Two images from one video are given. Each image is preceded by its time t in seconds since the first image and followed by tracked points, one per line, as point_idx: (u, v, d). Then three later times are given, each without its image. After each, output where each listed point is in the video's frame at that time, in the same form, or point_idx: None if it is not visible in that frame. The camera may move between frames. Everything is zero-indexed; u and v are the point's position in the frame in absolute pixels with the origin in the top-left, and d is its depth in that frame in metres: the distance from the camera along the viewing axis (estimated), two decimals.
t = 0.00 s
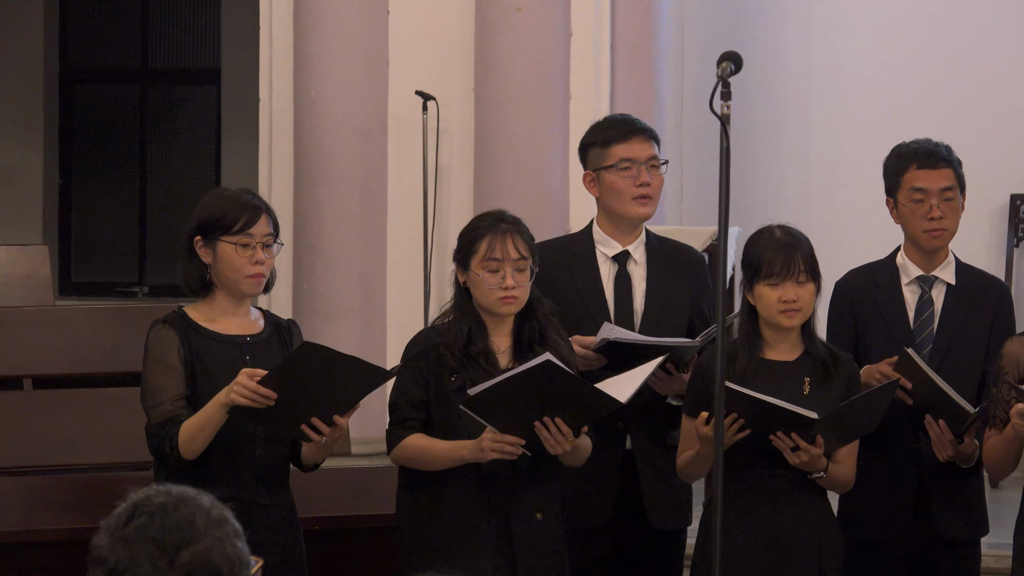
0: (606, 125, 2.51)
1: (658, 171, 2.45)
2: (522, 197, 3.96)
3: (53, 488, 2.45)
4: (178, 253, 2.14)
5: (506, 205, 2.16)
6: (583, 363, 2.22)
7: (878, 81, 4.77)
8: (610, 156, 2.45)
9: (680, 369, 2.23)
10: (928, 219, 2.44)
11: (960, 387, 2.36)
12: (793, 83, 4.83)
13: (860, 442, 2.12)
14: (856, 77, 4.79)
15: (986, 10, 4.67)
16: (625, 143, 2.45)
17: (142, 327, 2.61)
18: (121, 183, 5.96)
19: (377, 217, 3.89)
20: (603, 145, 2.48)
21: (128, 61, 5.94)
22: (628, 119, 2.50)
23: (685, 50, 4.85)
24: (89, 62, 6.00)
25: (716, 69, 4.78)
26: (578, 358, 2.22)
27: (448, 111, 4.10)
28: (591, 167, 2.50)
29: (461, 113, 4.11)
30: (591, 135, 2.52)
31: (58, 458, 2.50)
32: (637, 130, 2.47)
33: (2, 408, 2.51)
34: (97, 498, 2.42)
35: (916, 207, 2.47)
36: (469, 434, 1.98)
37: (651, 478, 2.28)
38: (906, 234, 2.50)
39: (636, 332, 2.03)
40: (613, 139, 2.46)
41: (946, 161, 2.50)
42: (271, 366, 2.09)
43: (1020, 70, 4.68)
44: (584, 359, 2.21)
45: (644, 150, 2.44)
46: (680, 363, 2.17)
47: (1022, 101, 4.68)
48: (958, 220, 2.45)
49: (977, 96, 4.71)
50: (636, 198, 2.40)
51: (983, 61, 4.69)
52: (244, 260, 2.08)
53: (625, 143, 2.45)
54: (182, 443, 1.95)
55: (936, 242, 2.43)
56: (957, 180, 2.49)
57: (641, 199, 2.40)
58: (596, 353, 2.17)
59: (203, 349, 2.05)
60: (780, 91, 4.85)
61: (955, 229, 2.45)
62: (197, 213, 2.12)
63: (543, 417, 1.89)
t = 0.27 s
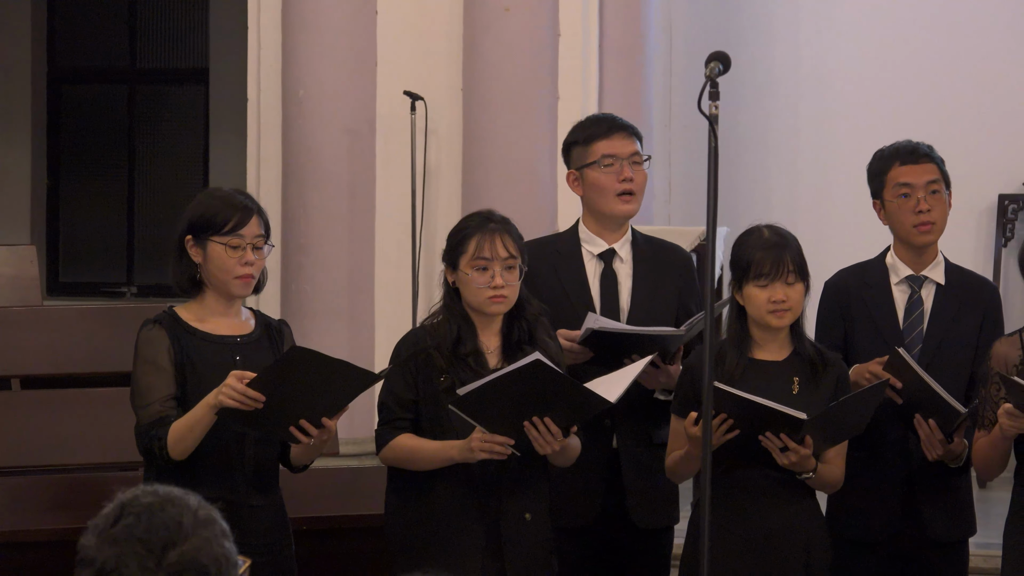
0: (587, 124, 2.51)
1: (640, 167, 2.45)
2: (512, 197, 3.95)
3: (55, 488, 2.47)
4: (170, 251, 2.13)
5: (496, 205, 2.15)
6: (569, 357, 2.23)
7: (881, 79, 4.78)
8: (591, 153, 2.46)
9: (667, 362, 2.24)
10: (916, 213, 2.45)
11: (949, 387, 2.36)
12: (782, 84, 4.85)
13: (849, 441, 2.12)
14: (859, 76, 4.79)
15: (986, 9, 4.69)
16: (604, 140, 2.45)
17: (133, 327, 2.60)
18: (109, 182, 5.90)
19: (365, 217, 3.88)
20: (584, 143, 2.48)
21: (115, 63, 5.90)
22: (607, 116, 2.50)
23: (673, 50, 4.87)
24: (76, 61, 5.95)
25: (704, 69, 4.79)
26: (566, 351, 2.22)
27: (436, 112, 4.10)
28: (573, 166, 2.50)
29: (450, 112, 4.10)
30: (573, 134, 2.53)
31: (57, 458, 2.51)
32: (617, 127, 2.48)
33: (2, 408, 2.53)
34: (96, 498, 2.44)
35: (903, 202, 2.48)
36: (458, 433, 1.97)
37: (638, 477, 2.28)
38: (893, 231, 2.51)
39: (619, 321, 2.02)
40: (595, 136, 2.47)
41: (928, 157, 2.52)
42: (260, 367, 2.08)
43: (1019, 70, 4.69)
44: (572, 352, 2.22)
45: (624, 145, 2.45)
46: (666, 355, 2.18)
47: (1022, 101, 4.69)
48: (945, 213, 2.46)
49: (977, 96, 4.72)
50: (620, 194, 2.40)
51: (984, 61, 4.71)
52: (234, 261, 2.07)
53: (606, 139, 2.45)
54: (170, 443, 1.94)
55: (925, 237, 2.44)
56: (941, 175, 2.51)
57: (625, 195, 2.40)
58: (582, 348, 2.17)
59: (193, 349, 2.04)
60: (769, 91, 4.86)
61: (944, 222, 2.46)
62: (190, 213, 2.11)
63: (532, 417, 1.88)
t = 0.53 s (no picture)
0: (575, 123, 2.51)
1: (627, 165, 2.45)
2: (499, 198, 3.95)
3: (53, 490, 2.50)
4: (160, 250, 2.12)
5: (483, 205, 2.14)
6: (556, 349, 2.23)
7: (876, 78, 4.79)
8: (577, 151, 2.46)
9: (652, 355, 2.23)
10: (903, 212, 2.46)
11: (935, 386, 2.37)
12: (768, 83, 4.86)
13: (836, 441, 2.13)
14: (855, 75, 4.80)
15: (987, 9, 4.70)
16: (590, 138, 2.45)
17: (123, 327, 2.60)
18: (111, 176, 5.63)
19: (352, 218, 3.87)
20: (571, 141, 2.48)
21: (102, 59, 5.36)
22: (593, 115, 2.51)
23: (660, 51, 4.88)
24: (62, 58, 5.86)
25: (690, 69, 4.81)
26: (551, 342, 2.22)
27: (423, 112, 4.09)
28: (559, 164, 2.51)
29: (436, 112, 4.10)
30: (560, 133, 2.53)
31: (58, 458, 2.53)
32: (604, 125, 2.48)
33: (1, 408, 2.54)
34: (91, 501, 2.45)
35: (890, 200, 2.48)
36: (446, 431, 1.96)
37: (625, 477, 2.28)
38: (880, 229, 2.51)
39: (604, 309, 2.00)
40: (581, 134, 2.47)
41: (916, 156, 2.53)
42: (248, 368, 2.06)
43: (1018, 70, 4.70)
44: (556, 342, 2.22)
45: (610, 144, 2.45)
46: (651, 350, 2.17)
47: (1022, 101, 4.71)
48: (932, 212, 2.47)
49: (977, 96, 4.74)
50: (606, 192, 2.41)
51: (984, 61, 4.72)
52: (223, 261, 2.06)
53: (592, 138, 2.46)
54: (159, 443, 1.93)
55: (911, 235, 2.45)
56: (928, 173, 2.51)
57: (611, 193, 2.41)
58: (568, 341, 2.16)
59: (182, 351, 2.03)
60: (755, 91, 4.88)
61: (930, 221, 2.47)
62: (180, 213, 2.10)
63: (520, 417, 1.87)
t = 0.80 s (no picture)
0: (562, 122, 2.51)
1: (614, 166, 2.46)
2: (485, 197, 3.95)
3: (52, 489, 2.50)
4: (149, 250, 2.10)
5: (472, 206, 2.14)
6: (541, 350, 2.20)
7: (874, 78, 4.80)
8: (565, 151, 2.46)
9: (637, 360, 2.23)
10: (889, 214, 2.47)
11: (921, 387, 2.37)
12: (755, 84, 4.87)
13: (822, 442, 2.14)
14: (853, 76, 4.81)
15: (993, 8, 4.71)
16: (578, 138, 2.45)
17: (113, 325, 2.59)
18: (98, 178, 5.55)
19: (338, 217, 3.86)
20: (559, 141, 2.48)
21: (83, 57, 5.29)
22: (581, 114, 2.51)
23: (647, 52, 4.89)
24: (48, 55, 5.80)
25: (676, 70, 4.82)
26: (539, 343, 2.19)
27: (410, 111, 4.09)
28: (547, 163, 2.50)
29: (422, 111, 4.09)
30: (548, 133, 2.52)
31: (57, 459, 2.53)
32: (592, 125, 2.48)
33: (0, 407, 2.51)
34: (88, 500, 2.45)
35: (878, 203, 2.49)
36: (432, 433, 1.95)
37: (612, 477, 2.28)
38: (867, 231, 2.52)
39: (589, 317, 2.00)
40: (568, 134, 2.47)
41: (905, 158, 2.53)
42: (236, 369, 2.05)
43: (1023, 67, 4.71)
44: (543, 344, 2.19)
45: (597, 145, 2.45)
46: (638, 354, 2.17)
47: None
48: (919, 215, 2.48)
49: (983, 94, 4.74)
50: (593, 194, 2.41)
51: (991, 60, 4.73)
52: (212, 260, 2.04)
53: (579, 138, 2.46)
54: (147, 444, 1.91)
55: (897, 239, 2.45)
56: (916, 176, 2.52)
57: (598, 194, 2.41)
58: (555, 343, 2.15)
59: (171, 351, 2.01)
60: (742, 91, 4.89)
61: (917, 224, 2.47)
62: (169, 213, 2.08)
63: (507, 418, 1.86)
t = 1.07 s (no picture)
0: (549, 123, 2.51)
1: (600, 167, 2.46)
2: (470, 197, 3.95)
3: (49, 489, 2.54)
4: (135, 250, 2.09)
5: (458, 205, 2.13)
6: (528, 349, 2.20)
7: (874, 78, 4.81)
8: (551, 153, 2.46)
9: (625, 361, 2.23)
10: (875, 209, 2.48)
11: (906, 386, 2.38)
12: (740, 84, 4.90)
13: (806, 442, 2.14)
14: (853, 76, 4.83)
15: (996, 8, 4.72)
16: (564, 140, 2.45)
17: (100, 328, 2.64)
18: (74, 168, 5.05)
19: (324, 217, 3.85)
20: (545, 142, 2.48)
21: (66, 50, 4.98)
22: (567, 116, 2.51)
23: (632, 53, 4.92)
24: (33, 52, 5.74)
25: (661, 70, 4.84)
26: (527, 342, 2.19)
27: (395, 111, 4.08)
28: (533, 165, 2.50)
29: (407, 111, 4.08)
30: (534, 133, 2.52)
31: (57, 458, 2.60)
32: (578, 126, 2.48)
33: None
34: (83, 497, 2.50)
35: (864, 198, 2.50)
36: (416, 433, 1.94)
37: (598, 476, 2.28)
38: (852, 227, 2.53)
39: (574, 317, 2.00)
40: (554, 136, 2.47)
41: (892, 158, 2.55)
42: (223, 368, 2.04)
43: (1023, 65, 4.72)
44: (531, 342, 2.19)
45: (583, 146, 2.45)
46: (625, 355, 2.17)
47: None
48: (904, 213, 2.49)
49: (982, 92, 4.76)
50: (580, 195, 2.41)
51: (992, 60, 4.74)
52: (200, 255, 2.04)
53: (565, 140, 2.46)
54: (130, 445, 1.90)
55: (882, 235, 2.47)
56: (903, 175, 2.54)
57: (585, 195, 2.41)
58: (542, 343, 2.15)
59: (157, 351, 2.00)
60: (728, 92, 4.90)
61: (901, 222, 2.49)
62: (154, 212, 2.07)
63: (492, 420, 1.85)
